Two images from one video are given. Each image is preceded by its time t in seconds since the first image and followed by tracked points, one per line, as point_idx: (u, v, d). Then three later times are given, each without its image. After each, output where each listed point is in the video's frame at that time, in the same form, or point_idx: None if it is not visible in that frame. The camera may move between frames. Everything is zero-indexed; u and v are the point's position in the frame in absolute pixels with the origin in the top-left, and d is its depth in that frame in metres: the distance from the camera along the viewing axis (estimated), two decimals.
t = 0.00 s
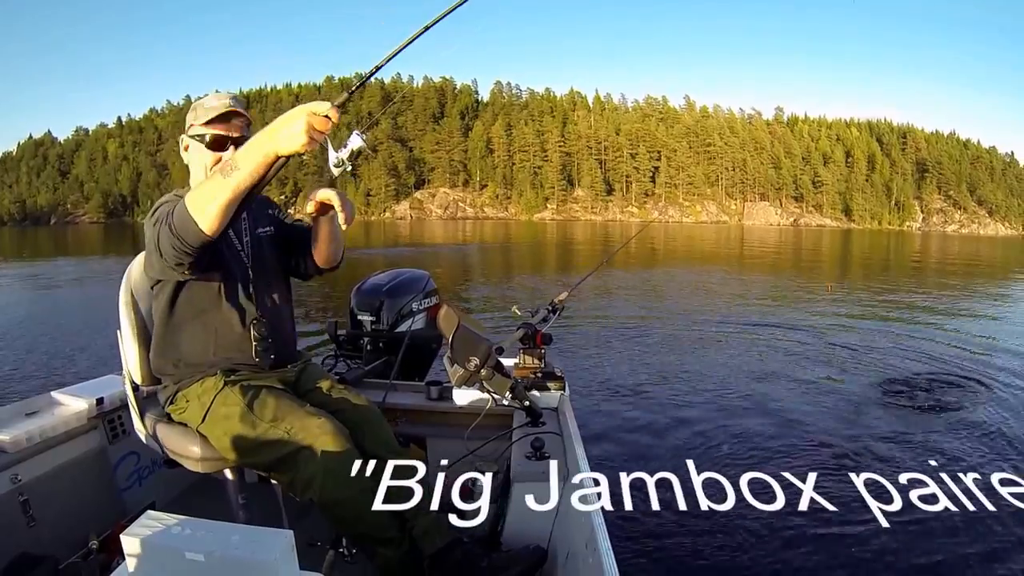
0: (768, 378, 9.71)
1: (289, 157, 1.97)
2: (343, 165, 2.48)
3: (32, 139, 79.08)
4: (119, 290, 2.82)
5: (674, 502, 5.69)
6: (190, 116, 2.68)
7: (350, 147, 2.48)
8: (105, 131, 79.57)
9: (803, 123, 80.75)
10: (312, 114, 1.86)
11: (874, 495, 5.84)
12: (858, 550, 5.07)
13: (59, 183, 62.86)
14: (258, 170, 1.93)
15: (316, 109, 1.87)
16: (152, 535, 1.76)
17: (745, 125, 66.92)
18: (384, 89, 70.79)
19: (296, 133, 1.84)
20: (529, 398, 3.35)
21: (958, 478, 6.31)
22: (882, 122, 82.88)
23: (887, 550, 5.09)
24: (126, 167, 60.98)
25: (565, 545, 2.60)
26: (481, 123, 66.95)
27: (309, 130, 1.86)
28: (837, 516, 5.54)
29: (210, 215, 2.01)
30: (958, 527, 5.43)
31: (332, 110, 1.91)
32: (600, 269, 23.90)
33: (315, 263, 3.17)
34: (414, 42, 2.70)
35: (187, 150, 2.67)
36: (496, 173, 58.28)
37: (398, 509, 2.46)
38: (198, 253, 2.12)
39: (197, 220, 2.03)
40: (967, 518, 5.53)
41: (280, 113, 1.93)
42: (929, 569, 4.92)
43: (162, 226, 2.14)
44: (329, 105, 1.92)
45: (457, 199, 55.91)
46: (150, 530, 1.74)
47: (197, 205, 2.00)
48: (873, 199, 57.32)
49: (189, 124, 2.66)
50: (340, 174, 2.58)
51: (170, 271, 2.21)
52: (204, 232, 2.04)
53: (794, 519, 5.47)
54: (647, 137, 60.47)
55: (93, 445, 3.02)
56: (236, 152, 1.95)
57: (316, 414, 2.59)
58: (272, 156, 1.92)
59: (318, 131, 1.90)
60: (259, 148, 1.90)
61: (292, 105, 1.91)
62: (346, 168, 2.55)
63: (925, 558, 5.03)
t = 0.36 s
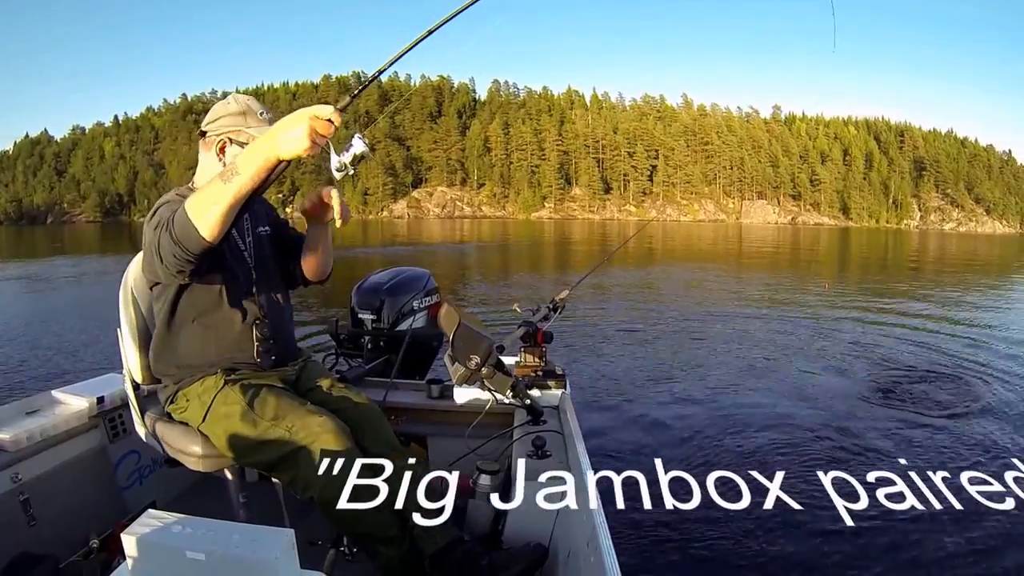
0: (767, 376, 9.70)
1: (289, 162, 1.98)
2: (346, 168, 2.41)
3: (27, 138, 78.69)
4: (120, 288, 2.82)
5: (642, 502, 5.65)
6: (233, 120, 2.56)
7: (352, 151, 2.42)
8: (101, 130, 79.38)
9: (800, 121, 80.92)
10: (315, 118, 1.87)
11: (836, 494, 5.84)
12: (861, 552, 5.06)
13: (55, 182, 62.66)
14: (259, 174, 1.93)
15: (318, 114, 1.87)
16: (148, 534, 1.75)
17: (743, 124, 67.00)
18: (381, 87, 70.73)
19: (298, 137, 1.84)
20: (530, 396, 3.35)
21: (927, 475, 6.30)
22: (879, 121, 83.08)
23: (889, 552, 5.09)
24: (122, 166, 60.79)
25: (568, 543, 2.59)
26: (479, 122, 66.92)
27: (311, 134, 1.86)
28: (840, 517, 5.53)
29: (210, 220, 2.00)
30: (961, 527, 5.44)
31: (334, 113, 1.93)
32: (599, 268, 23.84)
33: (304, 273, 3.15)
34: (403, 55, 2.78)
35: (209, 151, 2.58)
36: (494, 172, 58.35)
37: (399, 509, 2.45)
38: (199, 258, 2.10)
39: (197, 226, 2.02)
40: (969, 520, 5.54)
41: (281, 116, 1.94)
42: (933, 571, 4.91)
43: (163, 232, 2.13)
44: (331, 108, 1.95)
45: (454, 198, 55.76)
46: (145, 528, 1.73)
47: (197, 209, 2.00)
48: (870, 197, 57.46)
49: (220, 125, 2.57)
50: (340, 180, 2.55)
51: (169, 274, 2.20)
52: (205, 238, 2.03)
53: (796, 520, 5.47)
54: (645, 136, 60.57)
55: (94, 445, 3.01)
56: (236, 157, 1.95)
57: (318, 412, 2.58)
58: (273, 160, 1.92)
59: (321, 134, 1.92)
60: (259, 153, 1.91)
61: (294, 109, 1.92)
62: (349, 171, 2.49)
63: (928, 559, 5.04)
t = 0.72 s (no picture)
0: (767, 374, 9.69)
1: (299, 160, 2.03)
2: (355, 166, 2.38)
3: (23, 137, 78.49)
4: (121, 285, 2.81)
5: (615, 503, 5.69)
6: (250, 121, 2.55)
7: (362, 147, 2.37)
8: (98, 129, 79.18)
9: (798, 120, 80.95)
10: (325, 115, 1.94)
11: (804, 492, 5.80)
12: (863, 551, 5.07)
13: (52, 182, 62.48)
14: (269, 171, 1.97)
15: (329, 112, 1.95)
16: (146, 533, 1.71)
17: (741, 122, 67.04)
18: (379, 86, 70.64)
19: (309, 134, 1.92)
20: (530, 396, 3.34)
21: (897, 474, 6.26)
22: (877, 119, 83.18)
23: (892, 550, 5.09)
24: (120, 165, 60.63)
25: (569, 543, 2.55)
26: (477, 120, 66.84)
27: (321, 132, 1.94)
28: (843, 515, 5.53)
29: (219, 218, 2.01)
30: (963, 525, 5.44)
31: (343, 113, 1.99)
32: (597, 267, 23.86)
33: (312, 260, 3.17)
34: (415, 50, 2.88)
35: (222, 148, 2.57)
36: (492, 171, 58.30)
37: (400, 510, 2.42)
38: (207, 258, 2.11)
39: (206, 224, 2.02)
40: (972, 518, 5.53)
41: (291, 116, 1.99)
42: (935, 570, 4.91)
43: (173, 229, 2.11)
44: (341, 107, 2.00)
45: (453, 196, 55.70)
46: (140, 526, 1.69)
47: (207, 206, 2.00)
48: (868, 196, 57.58)
49: (236, 124, 2.55)
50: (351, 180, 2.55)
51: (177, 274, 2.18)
52: (214, 236, 2.04)
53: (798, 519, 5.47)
54: (643, 134, 60.59)
55: (94, 443, 3.00)
56: (247, 155, 1.98)
57: (320, 411, 2.58)
58: (282, 157, 1.98)
59: (329, 133, 1.97)
60: (269, 150, 1.96)
61: (304, 107, 1.97)
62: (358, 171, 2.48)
63: (931, 558, 5.03)
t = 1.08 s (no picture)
0: (767, 372, 9.69)
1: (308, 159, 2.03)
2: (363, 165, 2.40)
3: (21, 137, 78.40)
4: (122, 285, 2.81)
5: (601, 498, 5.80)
6: (260, 123, 2.57)
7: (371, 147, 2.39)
8: (97, 129, 79.10)
9: (796, 119, 81.00)
10: (333, 114, 1.94)
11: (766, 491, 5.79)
12: (866, 551, 5.07)
13: (50, 181, 62.39)
14: (278, 171, 1.97)
15: (337, 110, 1.94)
16: (145, 531, 1.71)
17: (739, 121, 67.08)
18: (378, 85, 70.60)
19: (318, 132, 1.91)
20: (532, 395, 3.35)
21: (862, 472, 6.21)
22: (875, 117, 83.22)
23: (894, 549, 5.10)
24: (118, 165, 60.54)
25: (569, 544, 2.53)
26: (475, 119, 66.80)
27: (330, 130, 1.93)
28: (845, 515, 5.54)
29: (230, 221, 2.01)
30: (965, 524, 5.45)
31: (352, 111, 2.00)
32: (596, 266, 23.83)
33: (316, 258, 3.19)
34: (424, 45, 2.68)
35: (229, 147, 2.58)
36: (490, 170, 58.26)
37: (400, 507, 2.43)
38: (218, 261, 2.11)
39: (217, 226, 2.02)
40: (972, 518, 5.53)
41: (299, 115, 1.99)
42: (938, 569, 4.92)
43: (182, 231, 2.11)
44: (350, 105, 2.00)
45: (451, 195, 55.58)
46: (139, 526, 1.68)
47: (217, 208, 2.00)
48: (866, 194, 57.60)
49: (247, 127, 2.56)
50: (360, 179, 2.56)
51: (186, 276, 2.18)
52: (225, 238, 2.03)
53: (802, 520, 5.47)
54: (641, 133, 60.58)
55: (95, 443, 3.00)
56: (257, 156, 1.99)
57: (320, 410, 2.58)
58: (292, 157, 1.98)
59: (338, 131, 1.97)
60: (279, 150, 1.96)
61: (313, 107, 1.97)
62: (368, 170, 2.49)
63: (931, 556, 5.04)
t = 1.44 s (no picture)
0: (767, 371, 9.69)
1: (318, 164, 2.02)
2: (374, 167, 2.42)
3: (18, 137, 78.13)
4: (122, 283, 2.80)
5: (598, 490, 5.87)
6: (259, 120, 2.55)
7: (381, 151, 2.43)
8: (94, 128, 78.83)
9: (795, 118, 81.06)
10: (345, 120, 1.93)
11: (727, 493, 5.81)
12: (868, 550, 5.07)
13: (48, 181, 62.20)
14: (288, 178, 1.98)
15: (349, 117, 1.94)
16: (144, 530, 1.70)
17: (738, 119, 67.05)
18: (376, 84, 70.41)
19: (330, 140, 1.90)
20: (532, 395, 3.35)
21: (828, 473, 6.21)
22: (873, 116, 83.18)
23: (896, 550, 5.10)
24: (115, 165, 60.35)
25: (569, 543, 2.55)
26: (473, 118, 66.72)
27: (341, 136, 1.93)
28: (848, 514, 5.55)
29: (241, 228, 2.01)
30: (966, 523, 5.45)
31: (362, 117, 1.98)
32: (595, 265, 23.79)
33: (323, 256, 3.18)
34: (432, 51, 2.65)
35: (231, 147, 2.57)
36: (488, 169, 58.16)
37: (401, 508, 2.45)
38: (228, 265, 2.10)
39: (228, 231, 2.02)
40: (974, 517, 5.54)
41: (310, 120, 1.99)
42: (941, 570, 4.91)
43: (191, 236, 2.11)
44: (360, 111, 1.99)
45: (449, 195, 55.42)
46: (137, 524, 1.68)
47: (228, 215, 2.00)
48: (865, 193, 57.59)
49: (247, 126, 2.55)
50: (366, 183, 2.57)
51: (193, 279, 2.18)
52: (236, 243, 2.03)
53: (804, 519, 5.48)
54: (640, 132, 60.51)
55: (97, 442, 3.00)
56: (267, 162, 1.99)
57: (321, 410, 2.56)
58: (303, 163, 1.97)
59: (348, 138, 1.96)
60: (289, 155, 1.95)
61: (322, 112, 1.97)
62: (376, 175, 2.51)
63: (933, 556, 5.04)
